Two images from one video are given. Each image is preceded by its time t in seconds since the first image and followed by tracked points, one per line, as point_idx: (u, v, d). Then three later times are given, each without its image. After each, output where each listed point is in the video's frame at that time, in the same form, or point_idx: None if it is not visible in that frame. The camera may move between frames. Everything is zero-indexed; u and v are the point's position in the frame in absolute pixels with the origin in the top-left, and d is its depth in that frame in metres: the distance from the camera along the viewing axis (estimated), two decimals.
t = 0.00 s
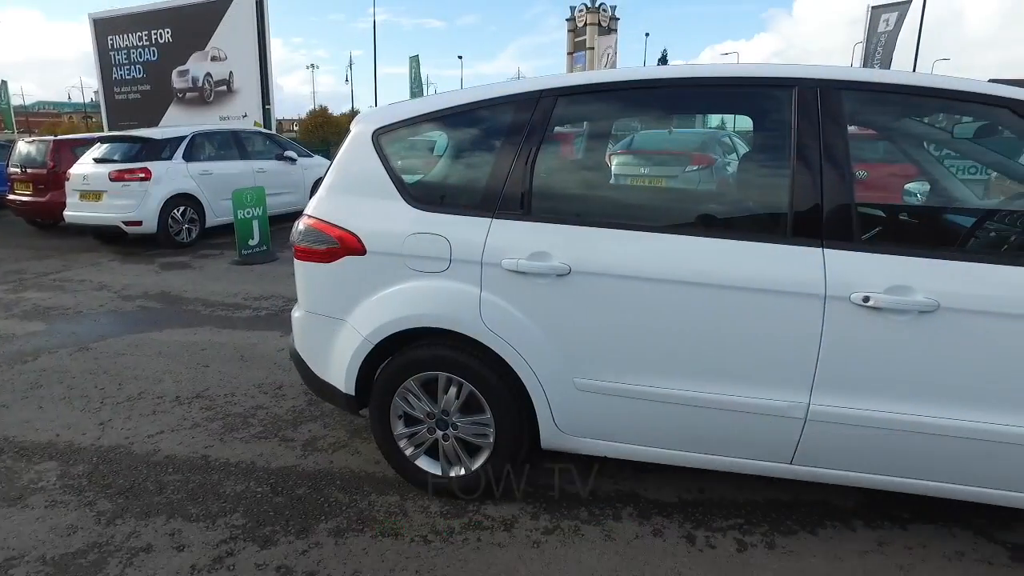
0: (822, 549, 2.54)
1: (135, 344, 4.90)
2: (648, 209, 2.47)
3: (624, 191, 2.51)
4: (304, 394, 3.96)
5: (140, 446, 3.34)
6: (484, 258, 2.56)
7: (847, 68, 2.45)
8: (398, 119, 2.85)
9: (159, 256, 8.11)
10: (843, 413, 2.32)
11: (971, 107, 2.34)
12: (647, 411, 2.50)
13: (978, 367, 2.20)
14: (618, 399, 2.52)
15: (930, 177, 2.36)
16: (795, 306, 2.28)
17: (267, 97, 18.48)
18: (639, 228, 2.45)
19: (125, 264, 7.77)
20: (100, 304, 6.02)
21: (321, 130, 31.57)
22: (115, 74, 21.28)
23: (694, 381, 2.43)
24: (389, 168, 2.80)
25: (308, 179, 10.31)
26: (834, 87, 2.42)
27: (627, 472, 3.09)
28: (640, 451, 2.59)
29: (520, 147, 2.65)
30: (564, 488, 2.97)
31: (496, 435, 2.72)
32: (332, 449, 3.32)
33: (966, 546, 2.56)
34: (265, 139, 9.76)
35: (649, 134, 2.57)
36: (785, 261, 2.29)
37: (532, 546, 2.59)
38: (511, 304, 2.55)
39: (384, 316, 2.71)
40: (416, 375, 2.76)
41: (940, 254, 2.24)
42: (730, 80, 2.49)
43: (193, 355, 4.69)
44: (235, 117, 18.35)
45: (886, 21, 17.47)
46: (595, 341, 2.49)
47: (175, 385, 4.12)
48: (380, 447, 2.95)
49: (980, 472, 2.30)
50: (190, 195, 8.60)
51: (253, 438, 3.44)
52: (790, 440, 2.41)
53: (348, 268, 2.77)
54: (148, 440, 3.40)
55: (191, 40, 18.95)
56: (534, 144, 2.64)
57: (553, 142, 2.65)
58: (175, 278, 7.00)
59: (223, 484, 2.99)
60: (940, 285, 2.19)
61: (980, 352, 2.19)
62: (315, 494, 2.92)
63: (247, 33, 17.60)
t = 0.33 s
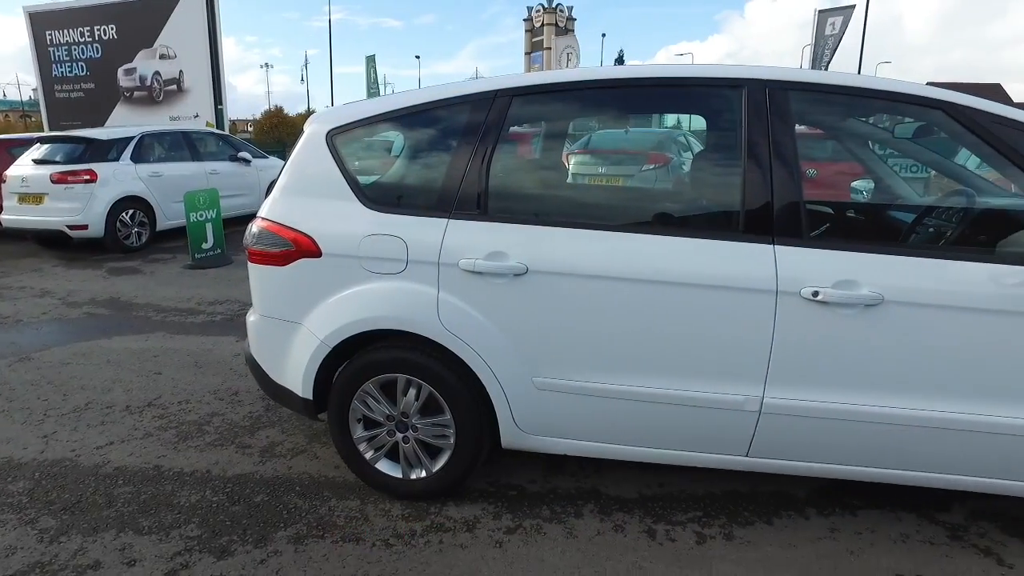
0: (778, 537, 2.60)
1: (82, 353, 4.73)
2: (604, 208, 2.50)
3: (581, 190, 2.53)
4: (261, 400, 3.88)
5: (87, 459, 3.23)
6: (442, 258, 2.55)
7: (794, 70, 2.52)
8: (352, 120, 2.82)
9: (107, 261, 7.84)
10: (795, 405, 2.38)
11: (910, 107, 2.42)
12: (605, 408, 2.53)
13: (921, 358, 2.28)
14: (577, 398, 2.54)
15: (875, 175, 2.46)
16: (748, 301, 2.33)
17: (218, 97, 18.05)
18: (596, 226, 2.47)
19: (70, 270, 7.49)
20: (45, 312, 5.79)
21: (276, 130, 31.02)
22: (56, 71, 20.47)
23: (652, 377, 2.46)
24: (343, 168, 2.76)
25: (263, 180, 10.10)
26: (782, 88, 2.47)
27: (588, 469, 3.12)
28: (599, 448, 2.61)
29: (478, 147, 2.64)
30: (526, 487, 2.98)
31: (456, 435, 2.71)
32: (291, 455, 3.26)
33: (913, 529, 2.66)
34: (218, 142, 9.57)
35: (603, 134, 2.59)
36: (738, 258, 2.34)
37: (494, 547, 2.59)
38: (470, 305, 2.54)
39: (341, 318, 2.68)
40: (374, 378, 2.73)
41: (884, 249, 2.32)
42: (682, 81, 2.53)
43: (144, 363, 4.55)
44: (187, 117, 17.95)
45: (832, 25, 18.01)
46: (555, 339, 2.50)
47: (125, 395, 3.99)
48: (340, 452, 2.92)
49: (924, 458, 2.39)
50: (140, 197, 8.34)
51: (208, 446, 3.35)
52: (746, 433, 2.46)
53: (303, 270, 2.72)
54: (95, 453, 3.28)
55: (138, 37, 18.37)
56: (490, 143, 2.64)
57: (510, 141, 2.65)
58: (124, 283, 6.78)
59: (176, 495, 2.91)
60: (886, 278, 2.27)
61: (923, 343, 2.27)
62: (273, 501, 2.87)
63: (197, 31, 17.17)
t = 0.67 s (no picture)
0: (738, 528, 2.65)
1: (28, 362, 4.55)
2: (564, 207, 2.51)
3: (541, 190, 2.54)
4: (218, 406, 3.80)
5: (34, 473, 3.10)
6: (402, 259, 2.52)
7: (747, 70, 2.57)
8: (308, 120, 2.78)
9: (54, 266, 7.56)
10: (753, 399, 2.43)
11: (857, 107, 2.50)
12: (568, 405, 2.54)
13: (871, 350, 2.35)
14: (540, 397, 2.55)
15: (826, 173, 2.57)
16: (706, 297, 2.36)
17: (171, 96, 17.58)
18: (556, 225, 2.48)
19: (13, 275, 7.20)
20: None
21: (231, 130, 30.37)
22: None
23: (612, 374, 2.48)
24: (299, 169, 2.72)
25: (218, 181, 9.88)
26: (736, 88, 2.52)
27: (552, 467, 3.13)
28: (562, 446, 2.62)
29: (437, 147, 2.63)
30: (490, 487, 2.97)
31: (419, 437, 2.69)
32: (250, 461, 3.20)
33: (866, 516, 2.74)
34: (171, 143, 9.33)
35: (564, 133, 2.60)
36: (695, 255, 2.37)
37: (459, 547, 2.57)
38: (431, 305, 2.53)
39: (299, 321, 2.63)
40: (335, 382, 2.70)
41: (834, 245, 2.38)
42: (639, 80, 2.56)
43: (93, 371, 4.40)
44: (137, 117, 17.44)
45: (784, 27, 18.44)
46: (516, 338, 2.50)
47: (74, 405, 3.86)
48: (301, 457, 2.87)
49: (875, 446, 2.47)
50: (88, 200, 8.06)
51: (163, 455, 3.26)
52: (706, 427, 2.50)
53: (260, 273, 2.67)
54: (42, 466, 3.16)
55: (83, 34, 17.75)
56: (449, 143, 2.63)
57: (469, 141, 2.64)
58: (73, 289, 6.55)
59: (130, 507, 2.82)
60: (837, 273, 2.33)
61: (872, 335, 2.34)
62: (232, 509, 2.81)
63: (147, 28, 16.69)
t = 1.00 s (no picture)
0: (702, 523, 2.69)
1: None
2: (525, 207, 2.51)
3: (502, 190, 2.54)
4: (178, 414, 3.71)
5: None
6: (363, 261, 2.50)
7: (704, 70, 2.60)
8: (265, 120, 2.73)
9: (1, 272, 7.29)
10: (715, 394, 2.46)
11: (811, 107, 2.55)
12: (532, 405, 2.54)
13: (827, 344, 2.41)
14: (503, 397, 2.54)
15: (785, 171, 2.64)
16: (668, 295, 2.39)
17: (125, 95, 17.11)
18: (518, 225, 2.48)
19: None
20: None
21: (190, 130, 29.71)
22: None
23: (576, 373, 2.49)
24: (257, 170, 2.67)
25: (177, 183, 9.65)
26: (694, 88, 2.55)
27: (518, 467, 3.13)
28: (527, 446, 2.62)
29: (397, 147, 2.61)
30: (456, 489, 2.96)
31: (383, 440, 2.67)
32: (210, 469, 3.13)
33: (825, 506, 2.80)
34: (127, 143, 9.09)
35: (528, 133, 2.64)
36: (656, 253, 2.40)
37: (425, 550, 2.56)
38: (394, 307, 2.51)
39: (259, 326, 2.58)
40: (297, 386, 2.65)
41: (790, 242, 2.43)
42: (598, 80, 2.58)
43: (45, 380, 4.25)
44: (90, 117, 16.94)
45: (743, 28, 18.78)
46: (479, 339, 2.49)
47: (24, 416, 3.72)
48: (263, 463, 2.82)
49: (831, 438, 2.53)
50: (38, 203, 7.79)
51: (118, 465, 3.17)
52: (669, 424, 2.53)
53: (217, 277, 2.61)
54: None
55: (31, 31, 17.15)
56: (409, 142, 2.61)
57: (430, 142, 2.63)
58: (22, 296, 6.32)
59: (83, 520, 2.73)
60: (793, 269, 2.37)
61: (828, 330, 2.40)
62: (192, 519, 2.74)
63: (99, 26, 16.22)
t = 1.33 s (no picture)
0: (667, 518, 2.72)
1: None
2: (486, 207, 2.50)
3: (463, 190, 2.53)
4: (135, 422, 3.61)
5: None
6: (323, 262, 2.46)
7: (663, 70, 2.63)
8: (221, 120, 2.67)
9: None
10: (677, 391, 2.49)
11: (766, 107, 2.60)
12: (496, 405, 2.54)
13: (785, 339, 2.45)
14: (467, 398, 2.53)
15: (746, 171, 2.62)
16: (629, 294, 2.40)
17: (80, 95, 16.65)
18: (479, 225, 2.47)
19: None
20: None
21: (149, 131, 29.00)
22: None
23: (539, 372, 2.50)
24: (213, 172, 2.62)
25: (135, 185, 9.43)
26: (654, 88, 2.58)
27: (484, 467, 3.13)
28: (491, 446, 2.61)
29: (357, 147, 2.58)
30: (422, 491, 2.94)
31: (346, 444, 2.64)
32: (169, 478, 3.06)
33: (785, 498, 2.86)
34: (81, 144, 8.86)
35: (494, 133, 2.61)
36: (617, 252, 2.41)
37: (390, 553, 2.54)
38: (355, 309, 2.48)
39: (216, 330, 2.53)
40: (257, 391, 2.61)
41: (748, 240, 2.47)
42: (557, 80, 2.59)
43: None
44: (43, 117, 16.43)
45: (707, 30, 19.05)
46: (442, 340, 2.48)
47: None
48: (223, 470, 2.77)
49: (790, 431, 2.58)
50: None
51: (72, 477, 3.07)
52: (632, 421, 2.55)
53: (172, 281, 2.55)
54: None
55: None
56: (368, 144, 2.58)
57: (389, 142, 2.60)
58: None
59: (34, 535, 2.64)
60: (751, 266, 2.41)
61: (786, 325, 2.44)
62: (149, 530, 2.67)
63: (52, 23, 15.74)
